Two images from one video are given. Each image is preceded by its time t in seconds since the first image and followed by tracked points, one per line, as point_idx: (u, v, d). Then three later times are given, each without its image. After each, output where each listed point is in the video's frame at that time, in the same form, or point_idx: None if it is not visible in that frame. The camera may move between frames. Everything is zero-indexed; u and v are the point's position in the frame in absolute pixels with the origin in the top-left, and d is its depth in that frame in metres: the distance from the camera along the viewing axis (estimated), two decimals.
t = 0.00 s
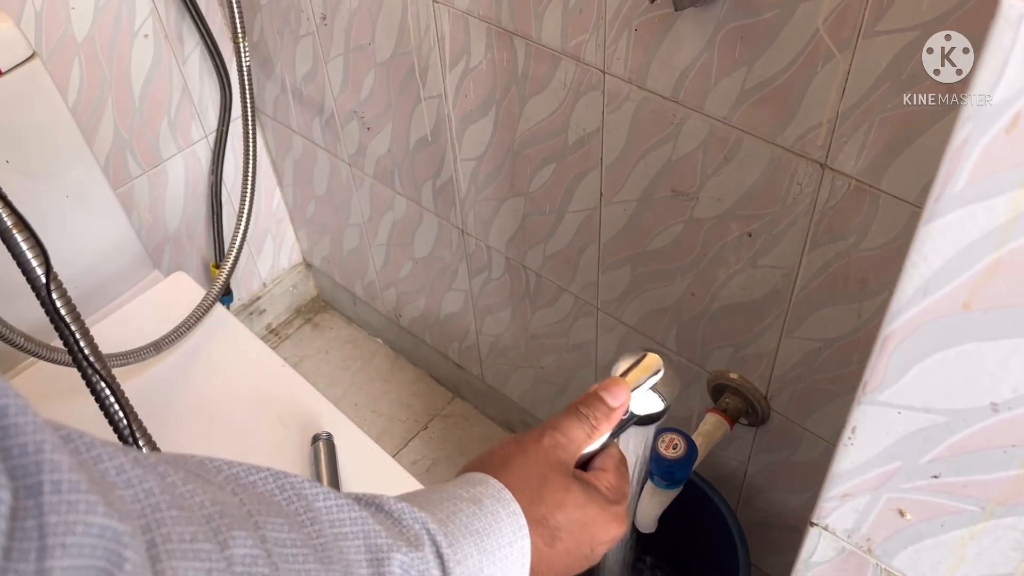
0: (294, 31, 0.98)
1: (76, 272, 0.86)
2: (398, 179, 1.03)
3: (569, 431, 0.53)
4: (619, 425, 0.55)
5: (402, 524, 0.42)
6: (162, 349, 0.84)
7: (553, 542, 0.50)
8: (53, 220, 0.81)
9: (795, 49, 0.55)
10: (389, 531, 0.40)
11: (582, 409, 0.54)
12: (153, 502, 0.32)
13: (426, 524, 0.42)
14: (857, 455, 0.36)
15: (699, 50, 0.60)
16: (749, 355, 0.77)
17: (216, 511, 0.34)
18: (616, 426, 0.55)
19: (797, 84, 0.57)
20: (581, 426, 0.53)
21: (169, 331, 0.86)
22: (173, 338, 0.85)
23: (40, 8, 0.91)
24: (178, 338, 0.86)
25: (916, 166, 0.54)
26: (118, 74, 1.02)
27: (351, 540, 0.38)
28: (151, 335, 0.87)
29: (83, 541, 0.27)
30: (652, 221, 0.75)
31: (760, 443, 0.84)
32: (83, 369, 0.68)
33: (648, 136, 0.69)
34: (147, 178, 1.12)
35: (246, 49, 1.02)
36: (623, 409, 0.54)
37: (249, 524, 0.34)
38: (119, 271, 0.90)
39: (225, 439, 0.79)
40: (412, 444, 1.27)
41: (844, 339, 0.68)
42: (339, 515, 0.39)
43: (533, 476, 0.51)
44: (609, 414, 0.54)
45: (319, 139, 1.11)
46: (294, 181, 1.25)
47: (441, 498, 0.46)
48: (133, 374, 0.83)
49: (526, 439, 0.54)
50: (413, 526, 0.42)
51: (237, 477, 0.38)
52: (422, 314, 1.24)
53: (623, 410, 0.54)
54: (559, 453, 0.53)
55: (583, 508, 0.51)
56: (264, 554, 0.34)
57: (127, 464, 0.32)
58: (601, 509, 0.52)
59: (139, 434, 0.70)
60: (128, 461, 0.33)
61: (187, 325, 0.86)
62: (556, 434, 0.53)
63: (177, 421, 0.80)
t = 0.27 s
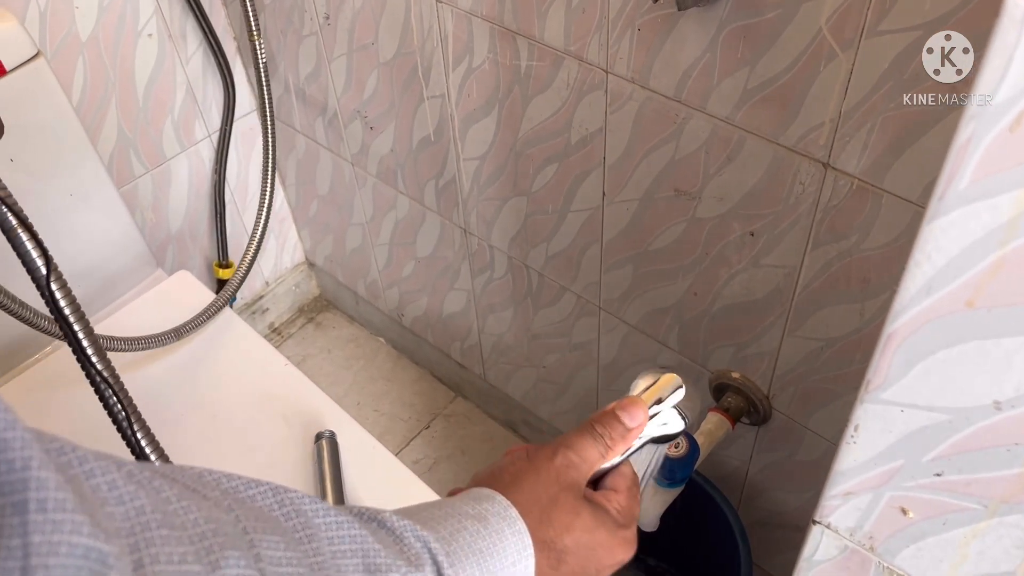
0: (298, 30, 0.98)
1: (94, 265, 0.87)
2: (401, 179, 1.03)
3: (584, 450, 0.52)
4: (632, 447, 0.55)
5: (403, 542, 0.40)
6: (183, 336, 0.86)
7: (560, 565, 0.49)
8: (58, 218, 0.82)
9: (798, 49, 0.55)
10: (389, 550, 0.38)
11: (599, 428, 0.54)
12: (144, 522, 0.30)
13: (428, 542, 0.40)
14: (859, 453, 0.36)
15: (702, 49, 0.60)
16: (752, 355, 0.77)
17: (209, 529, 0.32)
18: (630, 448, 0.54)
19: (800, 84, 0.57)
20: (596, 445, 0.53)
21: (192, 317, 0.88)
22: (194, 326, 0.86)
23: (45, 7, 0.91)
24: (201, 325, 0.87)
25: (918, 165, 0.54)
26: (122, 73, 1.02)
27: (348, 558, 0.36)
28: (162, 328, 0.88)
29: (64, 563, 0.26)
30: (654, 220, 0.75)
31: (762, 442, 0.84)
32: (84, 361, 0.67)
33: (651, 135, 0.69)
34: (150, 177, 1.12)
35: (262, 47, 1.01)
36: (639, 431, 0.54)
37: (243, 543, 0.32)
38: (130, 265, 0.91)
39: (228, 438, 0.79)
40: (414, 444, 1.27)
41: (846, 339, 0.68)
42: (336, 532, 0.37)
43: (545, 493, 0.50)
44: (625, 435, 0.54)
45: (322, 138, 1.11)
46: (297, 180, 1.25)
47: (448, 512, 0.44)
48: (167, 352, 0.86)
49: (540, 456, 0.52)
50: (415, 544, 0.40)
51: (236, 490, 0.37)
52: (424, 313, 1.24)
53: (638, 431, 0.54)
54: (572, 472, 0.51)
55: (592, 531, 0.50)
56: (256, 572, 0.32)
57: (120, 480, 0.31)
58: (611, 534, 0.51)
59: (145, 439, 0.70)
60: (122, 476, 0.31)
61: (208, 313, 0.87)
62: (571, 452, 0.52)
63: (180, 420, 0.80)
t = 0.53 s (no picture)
0: (298, 28, 0.98)
1: (87, 266, 0.86)
2: (401, 177, 1.03)
3: (586, 452, 0.52)
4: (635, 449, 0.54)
5: (396, 545, 0.38)
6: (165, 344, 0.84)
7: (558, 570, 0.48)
8: (57, 216, 0.81)
9: (800, 46, 0.55)
10: (381, 553, 0.37)
11: (601, 431, 0.53)
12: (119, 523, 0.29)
13: (420, 545, 0.39)
14: (861, 452, 0.35)
15: (703, 47, 0.60)
16: (752, 354, 0.77)
17: (191, 531, 0.30)
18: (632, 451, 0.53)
19: (802, 82, 0.56)
20: (599, 448, 0.52)
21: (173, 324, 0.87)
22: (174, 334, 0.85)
23: (44, 5, 0.91)
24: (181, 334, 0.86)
25: (919, 163, 0.54)
26: (122, 71, 1.02)
27: (337, 562, 0.35)
28: (155, 330, 0.88)
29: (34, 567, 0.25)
30: (655, 219, 0.75)
31: (762, 442, 0.84)
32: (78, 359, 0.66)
33: (651, 134, 0.69)
34: (150, 175, 1.12)
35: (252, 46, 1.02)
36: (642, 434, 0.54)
37: (225, 546, 0.31)
38: (127, 265, 0.90)
39: (227, 437, 0.79)
40: (414, 443, 1.27)
41: (847, 339, 0.68)
42: (324, 535, 0.36)
43: (543, 497, 0.49)
44: (628, 438, 0.53)
45: (322, 136, 1.11)
46: (297, 179, 1.25)
47: (445, 514, 0.43)
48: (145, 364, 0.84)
49: (539, 459, 0.52)
50: (408, 548, 0.39)
51: (223, 490, 0.35)
52: (424, 312, 1.24)
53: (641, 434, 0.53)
54: (573, 475, 0.51)
55: (592, 536, 0.50)
56: None
57: (98, 480, 0.30)
58: (611, 538, 0.51)
59: (140, 437, 0.68)
60: (100, 477, 0.30)
61: (191, 320, 0.86)
62: (572, 455, 0.51)
63: (179, 420, 0.80)
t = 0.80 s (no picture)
0: (297, 27, 0.98)
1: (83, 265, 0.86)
2: (401, 177, 1.03)
3: (581, 458, 0.51)
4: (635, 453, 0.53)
5: (377, 552, 0.37)
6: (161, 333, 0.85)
7: None
8: (54, 215, 0.81)
9: (800, 46, 0.55)
10: (360, 561, 0.36)
11: (598, 435, 0.52)
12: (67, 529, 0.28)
13: (403, 553, 0.38)
14: (861, 454, 0.35)
15: (704, 47, 0.60)
16: (752, 355, 0.77)
17: (150, 540, 0.30)
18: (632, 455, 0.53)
19: (802, 82, 0.56)
20: (595, 454, 0.51)
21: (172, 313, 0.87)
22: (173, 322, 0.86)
23: (43, 3, 0.91)
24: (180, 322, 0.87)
25: (920, 164, 0.54)
26: (121, 69, 1.02)
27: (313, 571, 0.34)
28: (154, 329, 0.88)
29: None
30: (655, 219, 0.75)
31: (762, 443, 0.84)
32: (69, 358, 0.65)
33: (652, 134, 0.69)
34: (149, 174, 1.12)
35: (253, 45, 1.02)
36: (642, 438, 0.53)
37: (187, 555, 0.30)
38: (123, 263, 0.90)
39: (225, 436, 0.78)
40: (413, 443, 1.27)
41: (847, 339, 0.67)
42: (299, 542, 0.35)
43: (535, 505, 0.49)
44: (626, 443, 0.52)
45: (321, 135, 1.11)
46: (297, 178, 1.24)
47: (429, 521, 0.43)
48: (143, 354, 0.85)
49: (534, 464, 0.52)
50: (389, 555, 0.38)
51: (193, 495, 0.35)
52: (424, 311, 1.23)
53: (641, 439, 0.52)
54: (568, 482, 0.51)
55: (587, 545, 0.49)
56: None
57: (50, 487, 0.29)
58: (606, 547, 0.50)
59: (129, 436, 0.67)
60: (53, 482, 0.30)
61: (188, 310, 0.87)
62: (568, 461, 0.51)
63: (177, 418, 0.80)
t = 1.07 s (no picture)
0: (297, 26, 0.97)
1: (77, 267, 0.85)
2: (401, 177, 1.02)
3: (566, 456, 0.50)
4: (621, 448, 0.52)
5: (359, 559, 0.38)
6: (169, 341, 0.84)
7: None
8: (51, 216, 0.81)
9: (804, 48, 0.54)
10: (340, 567, 0.36)
11: (582, 432, 0.51)
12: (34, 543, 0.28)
13: (386, 558, 0.38)
14: (864, 462, 0.35)
15: (706, 49, 0.60)
16: (753, 358, 0.77)
17: (123, 552, 0.29)
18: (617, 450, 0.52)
19: (805, 85, 0.56)
20: (579, 451, 0.50)
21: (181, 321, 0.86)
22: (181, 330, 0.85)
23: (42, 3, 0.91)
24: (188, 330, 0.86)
25: (922, 167, 0.54)
26: (121, 69, 1.01)
27: None
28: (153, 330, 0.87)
29: None
30: (656, 222, 0.74)
31: (762, 446, 0.83)
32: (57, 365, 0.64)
33: (653, 136, 0.68)
34: (148, 174, 1.12)
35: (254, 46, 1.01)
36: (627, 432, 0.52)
37: (163, 567, 0.30)
38: (122, 263, 0.89)
39: (223, 438, 0.78)
40: (413, 444, 1.27)
41: (849, 343, 0.67)
42: (280, 549, 0.35)
43: (520, 507, 0.48)
44: (611, 438, 0.51)
45: (321, 135, 1.10)
46: (296, 178, 1.24)
47: (411, 528, 0.43)
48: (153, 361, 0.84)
49: (518, 463, 0.51)
50: (371, 561, 0.38)
51: (169, 505, 0.34)
52: (423, 312, 1.23)
53: (626, 433, 0.51)
54: (553, 481, 0.50)
55: (574, 545, 0.49)
56: None
57: (20, 499, 0.28)
58: (594, 546, 0.50)
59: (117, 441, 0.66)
60: (23, 495, 0.29)
61: (196, 318, 0.86)
62: (552, 460, 0.50)
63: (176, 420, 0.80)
